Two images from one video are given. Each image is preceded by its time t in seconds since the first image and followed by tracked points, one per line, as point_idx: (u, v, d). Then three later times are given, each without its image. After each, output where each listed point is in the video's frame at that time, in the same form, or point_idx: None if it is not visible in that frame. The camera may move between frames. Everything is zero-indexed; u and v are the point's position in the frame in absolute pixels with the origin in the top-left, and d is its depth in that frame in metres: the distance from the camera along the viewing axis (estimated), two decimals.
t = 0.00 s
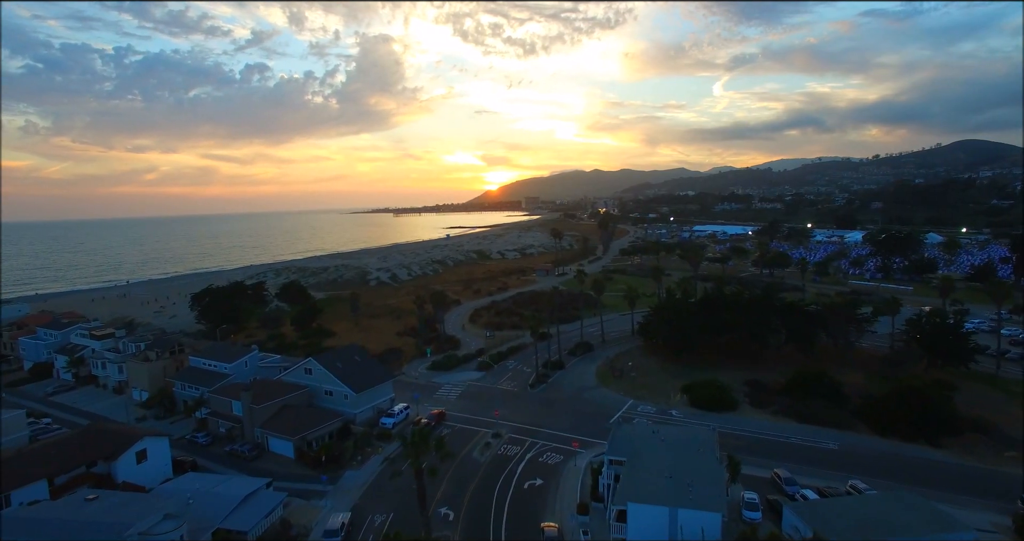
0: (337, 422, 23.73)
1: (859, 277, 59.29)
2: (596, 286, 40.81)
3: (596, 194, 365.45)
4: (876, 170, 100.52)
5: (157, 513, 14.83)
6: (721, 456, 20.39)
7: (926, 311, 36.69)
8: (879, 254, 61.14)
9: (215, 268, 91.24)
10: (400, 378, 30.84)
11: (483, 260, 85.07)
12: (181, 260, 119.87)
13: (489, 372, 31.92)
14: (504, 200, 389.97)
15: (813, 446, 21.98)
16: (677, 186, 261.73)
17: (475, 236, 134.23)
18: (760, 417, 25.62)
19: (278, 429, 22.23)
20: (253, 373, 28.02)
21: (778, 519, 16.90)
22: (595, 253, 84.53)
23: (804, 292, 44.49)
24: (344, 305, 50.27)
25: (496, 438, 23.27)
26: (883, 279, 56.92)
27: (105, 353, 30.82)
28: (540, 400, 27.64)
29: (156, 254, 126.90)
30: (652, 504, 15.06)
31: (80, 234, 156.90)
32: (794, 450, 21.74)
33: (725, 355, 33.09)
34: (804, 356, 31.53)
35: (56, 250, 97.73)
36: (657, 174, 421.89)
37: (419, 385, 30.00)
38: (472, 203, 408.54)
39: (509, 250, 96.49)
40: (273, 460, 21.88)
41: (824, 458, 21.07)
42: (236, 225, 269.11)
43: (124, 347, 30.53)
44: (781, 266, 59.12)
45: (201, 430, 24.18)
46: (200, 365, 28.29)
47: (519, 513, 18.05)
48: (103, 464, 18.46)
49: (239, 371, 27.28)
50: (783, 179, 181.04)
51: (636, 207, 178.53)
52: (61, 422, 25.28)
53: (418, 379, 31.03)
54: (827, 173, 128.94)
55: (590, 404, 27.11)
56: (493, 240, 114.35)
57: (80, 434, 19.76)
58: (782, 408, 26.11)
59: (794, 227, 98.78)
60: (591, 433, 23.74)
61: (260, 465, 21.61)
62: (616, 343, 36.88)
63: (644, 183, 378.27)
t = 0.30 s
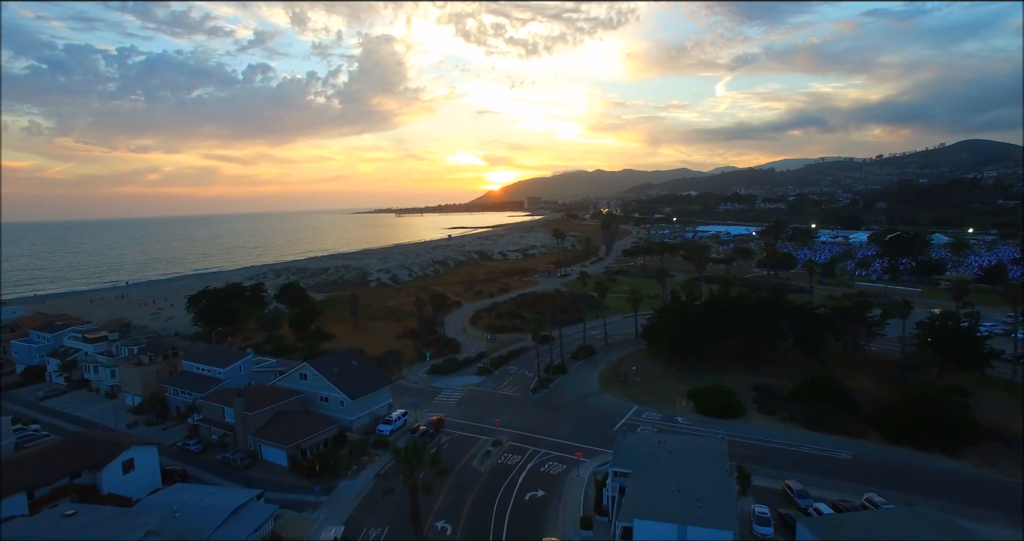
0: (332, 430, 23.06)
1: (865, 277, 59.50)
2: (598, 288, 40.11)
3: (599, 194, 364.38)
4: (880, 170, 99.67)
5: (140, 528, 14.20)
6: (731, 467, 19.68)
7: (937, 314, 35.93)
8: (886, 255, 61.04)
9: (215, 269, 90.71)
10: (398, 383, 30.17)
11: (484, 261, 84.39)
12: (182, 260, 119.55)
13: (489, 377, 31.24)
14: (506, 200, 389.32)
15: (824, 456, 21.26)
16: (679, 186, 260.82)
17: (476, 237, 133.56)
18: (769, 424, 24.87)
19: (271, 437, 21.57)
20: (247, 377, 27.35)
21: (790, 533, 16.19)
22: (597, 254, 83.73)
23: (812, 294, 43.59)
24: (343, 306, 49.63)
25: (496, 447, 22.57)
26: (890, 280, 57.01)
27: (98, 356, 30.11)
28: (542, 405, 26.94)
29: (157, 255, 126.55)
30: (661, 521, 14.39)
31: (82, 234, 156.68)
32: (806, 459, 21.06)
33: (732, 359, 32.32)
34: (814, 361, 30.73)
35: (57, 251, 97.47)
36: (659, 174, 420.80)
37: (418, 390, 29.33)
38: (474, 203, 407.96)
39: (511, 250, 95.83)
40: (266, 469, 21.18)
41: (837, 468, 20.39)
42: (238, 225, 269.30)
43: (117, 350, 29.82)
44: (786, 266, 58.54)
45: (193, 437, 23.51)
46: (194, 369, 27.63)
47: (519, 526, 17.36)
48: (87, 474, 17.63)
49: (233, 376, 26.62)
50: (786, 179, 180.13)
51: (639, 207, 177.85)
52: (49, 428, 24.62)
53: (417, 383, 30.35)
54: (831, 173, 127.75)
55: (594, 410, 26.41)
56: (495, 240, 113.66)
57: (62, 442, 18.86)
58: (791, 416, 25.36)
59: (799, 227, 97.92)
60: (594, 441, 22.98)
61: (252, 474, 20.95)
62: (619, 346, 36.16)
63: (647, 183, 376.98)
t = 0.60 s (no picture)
0: (328, 437, 22.36)
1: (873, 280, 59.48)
2: (601, 290, 39.36)
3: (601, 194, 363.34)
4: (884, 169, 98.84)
5: None
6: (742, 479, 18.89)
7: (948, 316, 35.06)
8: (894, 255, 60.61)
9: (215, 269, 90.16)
10: (397, 387, 29.47)
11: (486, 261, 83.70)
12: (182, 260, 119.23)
13: (490, 381, 30.51)
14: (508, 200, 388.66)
15: (838, 466, 20.47)
16: (682, 186, 259.94)
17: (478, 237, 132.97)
18: (779, 431, 24.07)
19: (264, 445, 20.88)
20: (242, 382, 26.66)
21: None
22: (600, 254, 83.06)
23: (818, 296, 42.78)
24: (342, 308, 49.00)
25: (496, 455, 21.83)
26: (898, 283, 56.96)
27: (91, 360, 29.38)
28: (544, 412, 26.21)
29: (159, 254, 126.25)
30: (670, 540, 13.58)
31: (84, 234, 156.71)
32: (819, 471, 20.28)
33: (739, 364, 31.51)
34: (824, 365, 29.89)
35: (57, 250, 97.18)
36: (661, 173, 420.11)
37: (417, 395, 28.61)
38: (476, 203, 407.35)
39: (513, 251, 95.13)
40: (259, 478, 20.47)
41: (852, 479, 19.64)
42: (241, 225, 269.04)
43: (111, 354, 29.07)
44: (791, 267, 58.01)
45: (185, 445, 22.81)
46: (187, 374, 26.93)
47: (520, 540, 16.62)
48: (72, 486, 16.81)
49: (227, 381, 25.93)
50: (789, 179, 179.15)
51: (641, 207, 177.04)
52: (38, 435, 23.97)
53: (416, 388, 29.64)
54: (834, 172, 126.80)
55: (597, 416, 25.66)
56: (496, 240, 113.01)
57: (51, 449, 18.18)
58: (800, 422, 24.56)
59: (803, 227, 97.00)
60: (598, 449, 22.24)
61: (244, 483, 20.25)
62: (622, 350, 35.41)
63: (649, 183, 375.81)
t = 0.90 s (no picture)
0: (322, 446, 21.58)
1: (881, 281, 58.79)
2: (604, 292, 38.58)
3: (604, 194, 362.34)
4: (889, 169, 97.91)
5: None
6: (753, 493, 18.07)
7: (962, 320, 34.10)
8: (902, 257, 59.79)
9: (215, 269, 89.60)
10: (396, 393, 28.73)
11: (488, 262, 83.02)
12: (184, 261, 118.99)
13: (491, 386, 29.75)
14: (511, 200, 388.12)
15: (851, 477, 19.70)
16: (684, 186, 259.03)
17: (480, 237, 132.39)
18: (789, 440, 23.27)
19: (256, 454, 20.12)
20: (235, 387, 25.93)
21: None
22: (603, 255, 82.22)
23: (826, 299, 41.91)
24: (341, 310, 48.33)
25: (496, 465, 21.03)
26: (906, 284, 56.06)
27: (82, 363, 28.73)
28: (545, 419, 25.43)
29: (160, 254, 125.81)
30: None
31: (87, 234, 156.75)
32: (831, 482, 19.59)
33: (747, 369, 30.63)
34: (835, 371, 29.01)
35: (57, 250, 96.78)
36: (664, 174, 419.44)
37: (416, 401, 27.86)
38: (478, 203, 406.79)
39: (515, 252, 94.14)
40: (251, 489, 19.72)
41: (867, 493, 18.84)
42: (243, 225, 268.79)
43: (102, 358, 28.42)
44: (797, 268, 57.09)
45: (175, 452, 22.07)
46: (180, 379, 26.23)
47: None
48: (52, 499, 16.01)
49: (220, 386, 25.21)
50: (792, 179, 178.16)
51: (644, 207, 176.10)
52: (26, 443, 23.29)
53: (415, 393, 28.90)
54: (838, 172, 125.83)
55: (601, 424, 24.86)
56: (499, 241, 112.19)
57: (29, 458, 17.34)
58: (811, 430, 23.78)
59: (807, 227, 96.09)
60: (602, 459, 21.47)
61: (235, 494, 19.50)
62: (626, 353, 34.64)
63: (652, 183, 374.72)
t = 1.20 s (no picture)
0: (315, 456, 20.71)
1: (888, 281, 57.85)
2: (608, 294, 37.68)
3: (606, 194, 361.11)
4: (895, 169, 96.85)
5: None
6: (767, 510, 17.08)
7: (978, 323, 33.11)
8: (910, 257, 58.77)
9: (215, 270, 88.91)
10: (393, 399, 27.89)
11: (489, 263, 82.20)
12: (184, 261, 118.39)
13: (491, 392, 28.87)
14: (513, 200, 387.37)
15: (868, 491, 18.78)
16: (687, 186, 257.85)
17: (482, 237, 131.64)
18: (801, 450, 22.35)
19: (245, 465, 19.26)
20: (227, 394, 25.08)
21: None
22: (605, 256, 81.37)
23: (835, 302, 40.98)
24: (340, 312, 47.49)
25: (496, 477, 20.11)
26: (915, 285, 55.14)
27: (70, 368, 27.91)
28: (548, 427, 24.56)
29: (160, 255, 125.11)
30: None
31: (88, 233, 156.28)
32: (849, 498, 18.55)
33: (756, 374, 29.69)
34: (847, 377, 28.05)
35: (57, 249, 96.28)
36: (666, 174, 418.31)
37: (414, 407, 27.00)
38: (480, 203, 405.97)
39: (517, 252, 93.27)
40: (239, 502, 18.83)
41: (886, 508, 17.89)
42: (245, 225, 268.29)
43: (91, 362, 27.59)
44: (804, 269, 56.14)
45: (162, 462, 21.22)
46: (169, 385, 25.37)
47: None
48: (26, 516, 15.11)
49: (210, 393, 24.36)
50: (795, 179, 177.07)
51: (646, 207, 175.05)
52: (8, 451, 22.45)
53: (414, 399, 28.04)
54: (841, 171, 124.84)
55: (605, 432, 23.97)
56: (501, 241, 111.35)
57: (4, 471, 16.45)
58: (824, 440, 22.82)
59: (812, 228, 95.07)
60: (606, 470, 20.54)
61: (223, 508, 18.63)
62: (631, 358, 33.75)
63: (654, 182, 373.37)
